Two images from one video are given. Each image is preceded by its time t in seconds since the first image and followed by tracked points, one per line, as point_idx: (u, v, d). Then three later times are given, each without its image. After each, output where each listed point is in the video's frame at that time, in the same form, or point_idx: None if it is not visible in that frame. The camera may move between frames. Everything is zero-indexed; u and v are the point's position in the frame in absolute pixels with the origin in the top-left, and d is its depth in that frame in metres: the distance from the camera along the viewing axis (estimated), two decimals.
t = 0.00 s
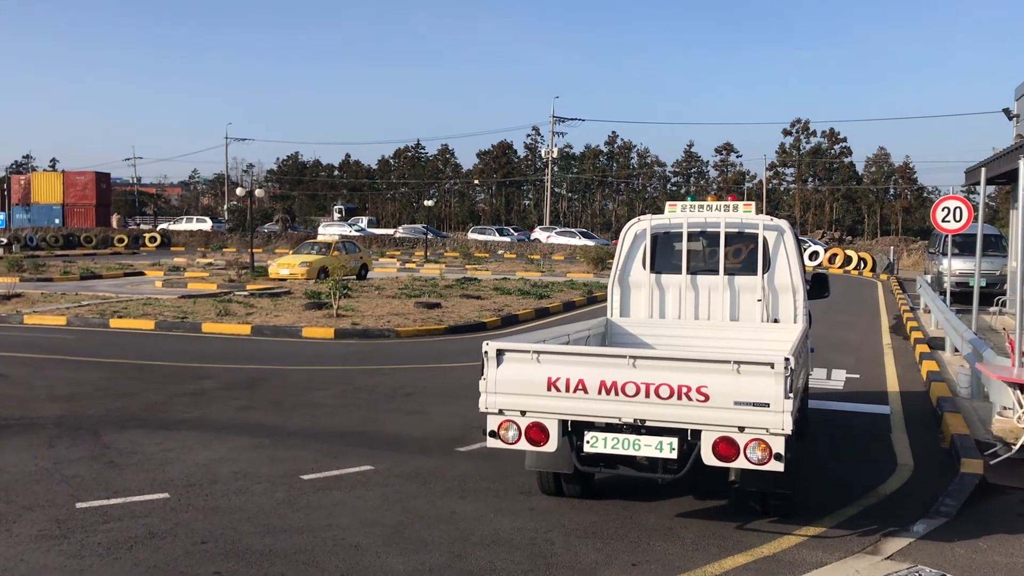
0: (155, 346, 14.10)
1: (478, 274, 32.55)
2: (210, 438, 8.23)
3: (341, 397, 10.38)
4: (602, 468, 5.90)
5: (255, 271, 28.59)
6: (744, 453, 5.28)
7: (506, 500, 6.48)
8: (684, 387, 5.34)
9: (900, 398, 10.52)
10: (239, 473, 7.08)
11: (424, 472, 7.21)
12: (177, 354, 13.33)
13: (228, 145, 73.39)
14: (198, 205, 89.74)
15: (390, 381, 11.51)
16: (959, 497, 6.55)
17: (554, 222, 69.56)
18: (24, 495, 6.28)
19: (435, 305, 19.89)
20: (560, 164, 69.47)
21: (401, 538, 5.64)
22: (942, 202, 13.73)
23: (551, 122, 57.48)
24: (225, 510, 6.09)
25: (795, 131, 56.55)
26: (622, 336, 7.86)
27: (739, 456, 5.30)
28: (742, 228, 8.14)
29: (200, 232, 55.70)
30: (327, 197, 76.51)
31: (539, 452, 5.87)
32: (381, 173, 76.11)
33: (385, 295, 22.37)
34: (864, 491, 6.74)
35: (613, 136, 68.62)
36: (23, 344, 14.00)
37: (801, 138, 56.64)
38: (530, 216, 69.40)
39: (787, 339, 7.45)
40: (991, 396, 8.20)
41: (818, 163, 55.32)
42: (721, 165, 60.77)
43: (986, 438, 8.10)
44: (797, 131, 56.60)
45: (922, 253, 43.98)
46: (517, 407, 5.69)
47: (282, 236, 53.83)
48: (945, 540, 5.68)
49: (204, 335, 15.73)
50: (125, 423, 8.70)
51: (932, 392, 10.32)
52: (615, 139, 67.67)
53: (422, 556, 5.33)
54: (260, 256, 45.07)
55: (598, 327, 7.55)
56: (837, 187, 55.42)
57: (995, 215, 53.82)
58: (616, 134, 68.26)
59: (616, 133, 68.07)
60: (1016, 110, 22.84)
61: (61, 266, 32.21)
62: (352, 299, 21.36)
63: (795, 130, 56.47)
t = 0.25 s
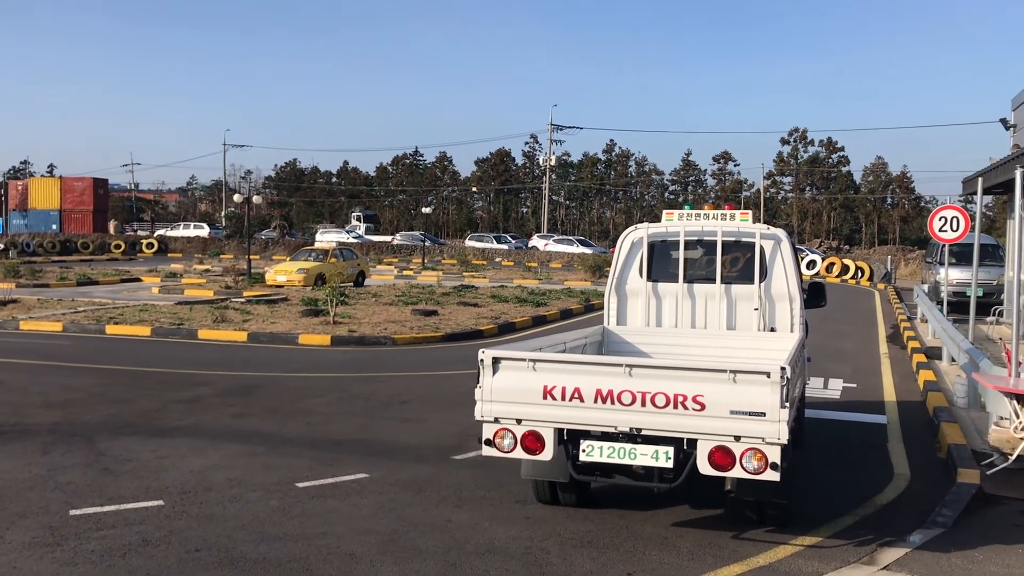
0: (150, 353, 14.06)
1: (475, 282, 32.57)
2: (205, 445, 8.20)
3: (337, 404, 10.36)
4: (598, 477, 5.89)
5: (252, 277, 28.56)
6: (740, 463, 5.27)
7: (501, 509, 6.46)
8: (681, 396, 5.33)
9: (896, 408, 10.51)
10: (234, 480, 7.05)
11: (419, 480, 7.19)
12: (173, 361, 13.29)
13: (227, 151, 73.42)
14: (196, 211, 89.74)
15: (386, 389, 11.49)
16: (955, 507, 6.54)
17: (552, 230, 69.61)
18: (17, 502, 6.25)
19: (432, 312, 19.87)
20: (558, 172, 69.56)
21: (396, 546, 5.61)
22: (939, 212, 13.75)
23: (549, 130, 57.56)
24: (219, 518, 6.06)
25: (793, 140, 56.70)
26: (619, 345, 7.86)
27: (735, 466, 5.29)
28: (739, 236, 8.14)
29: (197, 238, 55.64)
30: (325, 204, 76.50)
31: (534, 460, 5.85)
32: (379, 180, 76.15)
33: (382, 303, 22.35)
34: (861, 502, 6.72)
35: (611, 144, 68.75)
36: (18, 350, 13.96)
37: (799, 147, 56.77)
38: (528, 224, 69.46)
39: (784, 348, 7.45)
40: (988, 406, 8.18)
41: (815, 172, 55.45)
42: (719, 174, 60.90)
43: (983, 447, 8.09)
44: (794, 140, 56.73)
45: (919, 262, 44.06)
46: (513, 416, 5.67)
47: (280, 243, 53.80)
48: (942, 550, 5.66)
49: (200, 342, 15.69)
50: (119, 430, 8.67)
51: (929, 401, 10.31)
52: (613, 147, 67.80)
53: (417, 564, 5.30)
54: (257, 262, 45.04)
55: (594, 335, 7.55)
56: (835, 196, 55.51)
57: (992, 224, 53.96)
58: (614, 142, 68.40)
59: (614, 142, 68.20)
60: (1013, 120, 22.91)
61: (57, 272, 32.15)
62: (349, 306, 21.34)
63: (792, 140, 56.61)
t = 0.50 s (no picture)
0: (142, 360, 14.01)
1: (468, 289, 32.58)
2: (197, 452, 8.16)
3: (330, 411, 10.34)
4: (591, 484, 5.89)
5: (244, 284, 28.49)
6: (733, 469, 5.28)
7: (495, 516, 6.45)
8: (674, 403, 5.34)
9: (888, 414, 10.54)
10: (226, 488, 7.02)
11: (413, 488, 7.17)
12: (165, 368, 13.24)
13: (219, 158, 73.32)
14: (187, 218, 89.55)
15: (379, 396, 11.47)
16: (947, 513, 6.56)
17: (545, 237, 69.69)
18: (8, 511, 6.21)
19: (425, 319, 19.85)
20: (551, 179, 69.66)
21: (389, 554, 5.60)
22: (930, 219, 13.83)
23: (541, 137, 57.68)
24: (211, 526, 6.04)
25: (785, 147, 56.92)
26: (612, 351, 7.87)
27: (728, 473, 5.29)
28: (732, 243, 8.16)
29: (189, 245, 55.46)
30: (318, 211, 76.41)
31: (528, 467, 5.85)
32: (371, 187, 76.12)
33: (374, 309, 22.34)
34: (853, 508, 6.73)
35: (603, 151, 68.91)
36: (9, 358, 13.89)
37: (790, 154, 57.02)
38: (521, 231, 69.50)
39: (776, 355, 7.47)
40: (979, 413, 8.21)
41: (807, 179, 55.57)
42: (711, 181, 61.08)
43: (975, 454, 8.12)
44: (786, 148, 56.97)
45: (911, 269, 44.26)
46: (506, 423, 5.68)
47: (272, 250, 53.67)
48: (934, 556, 5.67)
49: (192, 349, 15.64)
50: (111, 437, 8.62)
51: (920, 408, 10.34)
52: (605, 154, 67.96)
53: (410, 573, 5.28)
54: (249, 269, 44.94)
55: (588, 342, 7.56)
56: (827, 203, 55.71)
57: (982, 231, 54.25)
58: (606, 149, 68.56)
59: (606, 149, 68.36)
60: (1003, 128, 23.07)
61: (48, 279, 32.01)
62: (342, 313, 21.31)
63: (784, 147, 56.85)
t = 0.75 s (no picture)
0: (132, 364, 13.91)
1: (459, 291, 32.53)
2: (189, 456, 8.11)
3: (322, 414, 10.29)
4: (586, 487, 5.87)
5: (234, 287, 28.36)
6: (728, 471, 5.28)
7: (489, 519, 6.42)
8: (669, 404, 5.33)
9: (881, 415, 10.57)
10: (219, 492, 6.98)
11: (406, 491, 7.14)
12: (156, 371, 13.15)
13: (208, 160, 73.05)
14: (177, 220, 89.22)
15: (371, 399, 11.43)
16: (941, 513, 6.58)
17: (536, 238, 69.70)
18: None
19: (416, 322, 19.81)
20: (542, 181, 69.71)
21: (384, 558, 5.57)
22: (922, 220, 13.87)
23: (532, 139, 57.70)
24: (204, 531, 5.99)
25: (775, 149, 57.09)
26: (606, 353, 7.86)
27: (724, 474, 5.29)
28: (725, 245, 8.17)
29: (178, 248, 55.20)
30: (308, 213, 76.15)
31: (523, 469, 5.83)
32: (362, 189, 75.97)
33: (366, 312, 22.28)
34: (847, 509, 6.74)
35: (594, 153, 68.98)
36: None
37: (780, 156, 57.19)
38: (512, 233, 69.49)
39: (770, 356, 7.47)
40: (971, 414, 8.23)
41: (797, 181, 55.45)
42: (702, 183, 61.19)
43: (967, 455, 8.15)
44: (776, 149, 57.11)
45: (901, 270, 44.45)
46: (501, 425, 5.66)
47: (262, 252, 53.46)
48: (929, 558, 5.68)
49: (182, 353, 15.56)
50: (102, 442, 8.56)
51: (912, 408, 10.37)
52: (596, 156, 68.03)
53: None
54: (240, 272, 44.78)
55: (581, 344, 7.54)
56: (817, 205, 55.86)
57: (971, 232, 54.53)
58: (597, 151, 68.63)
59: (597, 151, 68.40)
60: (993, 130, 23.19)
61: (36, 282, 31.81)
62: (333, 316, 21.24)
63: (774, 148, 57.00)
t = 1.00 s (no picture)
0: (124, 361, 13.87)
1: (452, 288, 32.55)
2: (183, 454, 8.10)
3: (316, 412, 10.28)
4: (581, 483, 5.88)
5: (226, 284, 28.28)
6: (723, 467, 5.30)
7: (484, 516, 6.43)
8: (664, 401, 5.35)
9: (873, 412, 10.62)
10: (213, 489, 6.97)
11: (401, 488, 7.15)
12: (148, 368, 13.12)
13: (200, 157, 72.83)
14: (168, 217, 88.92)
15: (365, 396, 11.42)
16: (933, 508, 6.62)
17: (528, 236, 69.74)
18: None
19: (409, 319, 19.81)
20: (534, 178, 69.78)
21: (379, 554, 5.57)
22: (912, 218, 13.94)
23: (524, 136, 57.74)
24: (199, 528, 5.99)
25: (766, 146, 57.27)
26: (599, 350, 7.87)
27: (718, 470, 5.31)
28: (718, 242, 8.18)
29: (169, 245, 55.02)
30: (300, 210, 75.99)
31: (518, 466, 5.84)
32: (354, 186, 75.83)
33: (358, 309, 22.26)
34: (840, 505, 6.78)
35: (587, 150, 69.05)
36: None
37: (771, 153, 57.38)
38: (504, 230, 69.50)
39: (764, 353, 7.51)
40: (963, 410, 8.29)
41: (788, 178, 55.80)
42: (693, 180, 61.30)
43: (958, 451, 8.21)
44: (767, 147, 57.29)
45: (891, 267, 44.67)
46: (496, 422, 5.67)
47: (254, 250, 53.33)
48: (921, 553, 5.72)
49: (175, 350, 15.52)
50: (95, 439, 8.54)
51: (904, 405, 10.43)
52: (588, 153, 68.11)
53: (400, 572, 5.27)
54: (231, 269, 44.67)
55: (575, 341, 7.55)
56: (808, 202, 56.03)
57: (961, 229, 54.81)
58: (589, 148, 68.71)
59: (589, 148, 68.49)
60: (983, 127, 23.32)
61: (27, 280, 31.65)
62: (325, 313, 21.21)
63: (766, 146, 57.17)
